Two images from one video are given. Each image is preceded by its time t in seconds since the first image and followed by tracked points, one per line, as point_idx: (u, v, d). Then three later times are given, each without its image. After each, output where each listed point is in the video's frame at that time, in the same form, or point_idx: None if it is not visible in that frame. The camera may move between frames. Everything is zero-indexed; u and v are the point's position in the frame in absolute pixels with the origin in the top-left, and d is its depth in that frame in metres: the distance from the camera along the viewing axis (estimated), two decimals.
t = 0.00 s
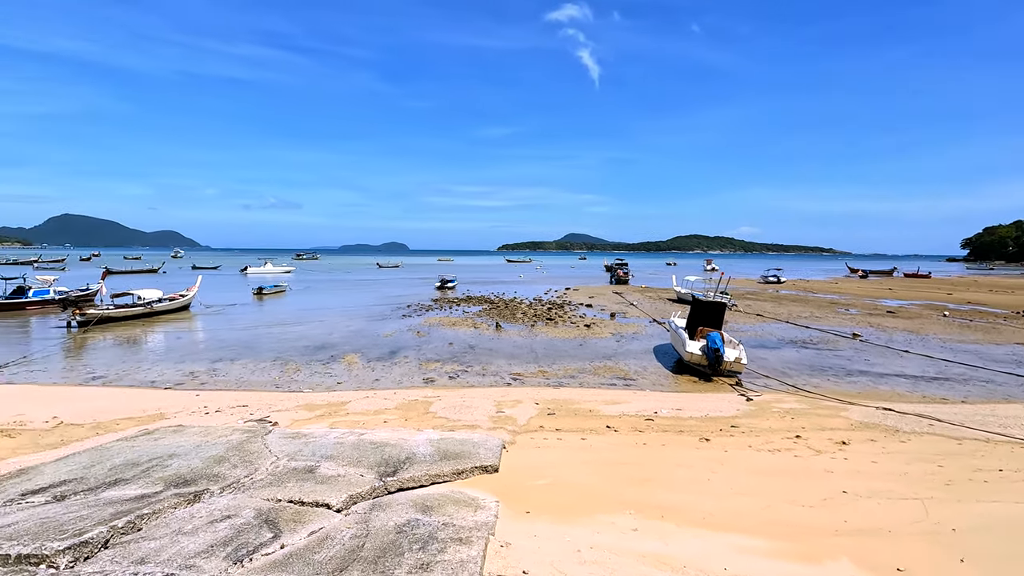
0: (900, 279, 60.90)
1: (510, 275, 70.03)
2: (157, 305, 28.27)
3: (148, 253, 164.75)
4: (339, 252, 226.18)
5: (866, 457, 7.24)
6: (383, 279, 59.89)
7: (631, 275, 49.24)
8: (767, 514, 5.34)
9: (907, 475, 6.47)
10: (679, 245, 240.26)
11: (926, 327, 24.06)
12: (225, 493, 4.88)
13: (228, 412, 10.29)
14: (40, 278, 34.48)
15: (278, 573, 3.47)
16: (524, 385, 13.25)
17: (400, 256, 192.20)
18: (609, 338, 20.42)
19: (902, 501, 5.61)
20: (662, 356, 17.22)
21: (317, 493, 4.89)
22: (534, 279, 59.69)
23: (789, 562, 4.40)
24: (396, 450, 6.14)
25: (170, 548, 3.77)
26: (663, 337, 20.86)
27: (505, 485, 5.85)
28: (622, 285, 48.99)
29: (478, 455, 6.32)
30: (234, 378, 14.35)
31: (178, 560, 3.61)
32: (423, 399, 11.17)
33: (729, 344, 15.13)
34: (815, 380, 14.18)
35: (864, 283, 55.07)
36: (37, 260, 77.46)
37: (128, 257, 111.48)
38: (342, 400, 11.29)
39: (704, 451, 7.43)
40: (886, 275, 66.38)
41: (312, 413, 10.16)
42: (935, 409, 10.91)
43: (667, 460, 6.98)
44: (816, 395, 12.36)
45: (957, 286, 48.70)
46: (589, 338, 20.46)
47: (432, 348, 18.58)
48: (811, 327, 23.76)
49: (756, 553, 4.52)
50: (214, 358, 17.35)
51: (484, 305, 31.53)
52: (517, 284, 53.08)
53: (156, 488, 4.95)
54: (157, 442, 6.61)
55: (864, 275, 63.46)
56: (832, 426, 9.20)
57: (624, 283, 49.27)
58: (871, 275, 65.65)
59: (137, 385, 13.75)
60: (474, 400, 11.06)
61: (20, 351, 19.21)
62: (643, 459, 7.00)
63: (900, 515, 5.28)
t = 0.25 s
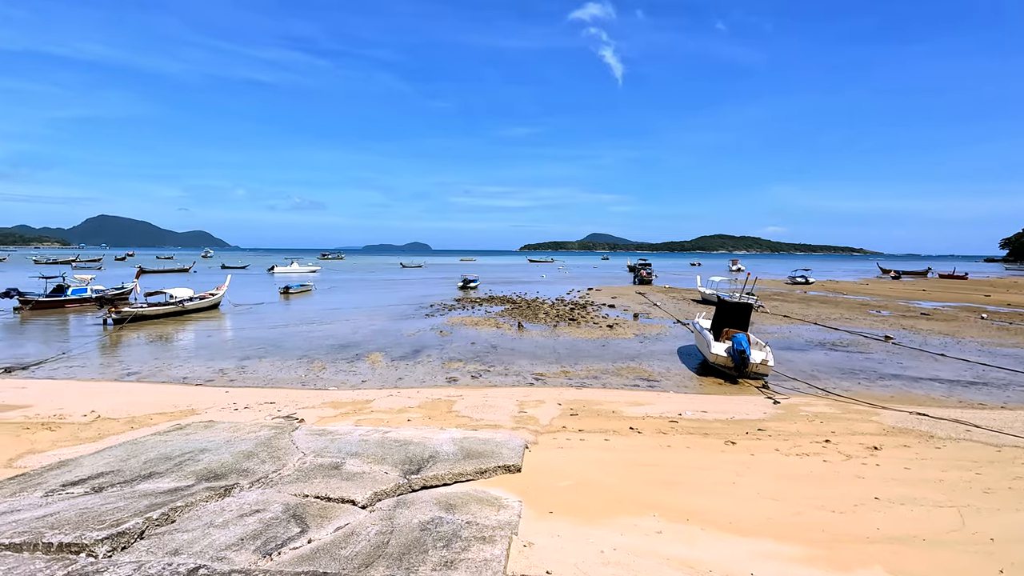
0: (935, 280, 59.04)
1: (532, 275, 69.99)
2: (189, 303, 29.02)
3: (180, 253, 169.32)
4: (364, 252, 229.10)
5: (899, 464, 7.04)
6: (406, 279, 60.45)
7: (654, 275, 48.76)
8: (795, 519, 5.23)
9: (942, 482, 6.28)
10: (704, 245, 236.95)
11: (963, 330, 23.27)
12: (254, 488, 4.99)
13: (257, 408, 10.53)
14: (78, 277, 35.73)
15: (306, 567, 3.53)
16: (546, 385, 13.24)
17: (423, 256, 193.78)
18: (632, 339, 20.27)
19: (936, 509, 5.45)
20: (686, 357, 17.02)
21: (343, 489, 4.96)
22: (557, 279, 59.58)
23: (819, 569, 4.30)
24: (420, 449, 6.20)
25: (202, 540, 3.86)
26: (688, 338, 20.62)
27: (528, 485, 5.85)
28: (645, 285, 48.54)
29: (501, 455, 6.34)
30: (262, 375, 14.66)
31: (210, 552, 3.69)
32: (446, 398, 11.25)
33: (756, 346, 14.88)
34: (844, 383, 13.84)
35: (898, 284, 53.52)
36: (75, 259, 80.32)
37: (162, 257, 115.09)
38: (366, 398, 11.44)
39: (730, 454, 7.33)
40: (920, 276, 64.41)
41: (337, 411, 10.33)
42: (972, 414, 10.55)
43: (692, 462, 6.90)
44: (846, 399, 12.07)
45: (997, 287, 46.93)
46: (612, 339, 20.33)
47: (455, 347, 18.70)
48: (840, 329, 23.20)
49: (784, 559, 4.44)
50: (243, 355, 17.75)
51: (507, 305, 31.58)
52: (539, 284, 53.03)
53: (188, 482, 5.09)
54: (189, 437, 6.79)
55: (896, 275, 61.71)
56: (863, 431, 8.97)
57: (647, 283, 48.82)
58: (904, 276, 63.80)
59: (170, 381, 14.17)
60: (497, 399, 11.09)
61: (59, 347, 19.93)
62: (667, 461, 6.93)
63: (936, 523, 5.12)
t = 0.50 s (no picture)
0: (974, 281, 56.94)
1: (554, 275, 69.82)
2: (219, 301, 29.74)
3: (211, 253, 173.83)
4: (388, 252, 231.58)
5: (935, 470, 6.82)
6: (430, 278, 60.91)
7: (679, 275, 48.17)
8: (826, 526, 5.12)
9: (980, 491, 6.07)
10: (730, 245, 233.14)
11: (1004, 333, 22.41)
12: (282, 483, 5.10)
13: (285, 405, 10.75)
14: (115, 276, 36.95)
15: (333, 561, 3.59)
16: (569, 385, 13.20)
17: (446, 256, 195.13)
18: (657, 340, 20.06)
19: (973, 518, 5.27)
20: (712, 359, 16.78)
21: (369, 486, 5.03)
22: (580, 279, 59.31)
23: None
24: (445, 447, 6.25)
25: (234, 533, 3.96)
26: (714, 339, 20.31)
27: (552, 486, 5.84)
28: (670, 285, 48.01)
29: (525, 454, 6.34)
30: (290, 373, 14.96)
31: (242, 544, 3.78)
32: (469, 397, 11.31)
33: (784, 348, 14.57)
34: (877, 387, 13.46)
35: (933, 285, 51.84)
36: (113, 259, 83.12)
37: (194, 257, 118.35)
38: (391, 396, 11.57)
39: (758, 458, 7.20)
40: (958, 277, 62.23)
41: (363, 408, 10.48)
42: (1013, 421, 10.14)
43: (718, 466, 6.80)
44: (878, 403, 11.74)
45: None
46: (636, 339, 20.16)
47: (478, 346, 18.77)
48: (873, 331, 22.56)
49: (814, 566, 4.34)
50: (271, 353, 18.14)
51: (530, 305, 31.56)
52: (563, 283, 52.84)
53: (221, 475, 5.24)
54: (220, 431, 6.98)
55: (932, 276, 59.78)
56: (897, 437, 8.72)
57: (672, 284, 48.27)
58: (940, 277, 61.70)
59: (202, 377, 14.56)
60: (520, 399, 11.11)
61: (97, 344, 20.63)
62: (693, 464, 6.84)
63: (974, 533, 4.95)
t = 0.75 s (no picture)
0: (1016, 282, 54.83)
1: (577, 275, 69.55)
2: (248, 300, 30.38)
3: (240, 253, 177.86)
4: (412, 251, 234.10)
5: (973, 478, 6.59)
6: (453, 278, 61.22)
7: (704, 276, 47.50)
8: (857, 533, 4.99)
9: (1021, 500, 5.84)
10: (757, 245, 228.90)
11: None
12: (309, 479, 5.19)
13: (311, 402, 10.93)
14: (149, 275, 38.09)
15: (359, 557, 3.64)
16: (592, 386, 13.14)
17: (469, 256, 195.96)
18: (681, 341, 19.83)
19: (1014, 528, 5.07)
20: (738, 360, 16.50)
21: (393, 483, 5.09)
22: (604, 279, 58.93)
23: None
24: (468, 446, 6.28)
25: (263, 527, 4.05)
26: (740, 341, 19.98)
27: (575, 487, 5.82)
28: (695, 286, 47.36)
29: (548, 455, 6.33)
30: (316, 370, 15.22)
31: (270, 538, 3.86)
32: (492, 397, 11.34)
33: (813, 350, 14.25)
34: (911, 391, 13.07)
35: (971, 286, 50.05)
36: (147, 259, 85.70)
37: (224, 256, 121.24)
38: (415, 394, 11.68)
39: (786, 462, 7.06)
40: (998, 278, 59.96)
41: (387, 406, 10.60)
42: None
43: (745, 469, 6.69)
44: (912, 408, 11.40)
45: None
46: (660, 340, 19.95)
47: (501, 346, 18.81)
48: (907, 334, 21.90)
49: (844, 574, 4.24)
50: (298, 351, 18.46)
51: (553, 305, 31.48)
52: (585, 283, 52.58)
53: (250, 470, 5.35)
54: (250, 427, 7.14)
55: (970, 278, 57.73)
56: (932, 443, 8.45)
57: (697, 284, 47.61)
58: (979, 279, 59.55)
59: (231, 374, 14.92)
60: (543, 399, 11.10)
61: (132, 341, 21.30)
62: (719, 467, 6.74)
63: (1015, 543, 4.77)
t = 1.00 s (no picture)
0: None
1: (601, 275, 69.13)
2: (276, 299, 31.00)
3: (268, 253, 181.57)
4: (435, 252, 235.83)
5: (1014, 487, 6.34)
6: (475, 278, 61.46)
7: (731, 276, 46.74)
8: (891, 541, 4.85)
9: None
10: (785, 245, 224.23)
11: None
12: (336, 475, 5.27)
13: (337, 400, 11.10)
14: (183, 274, 39.17)
15: (386, 554, 3.68)
16: (616, 387, 13.05)
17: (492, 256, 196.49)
18: (707, 342, 19.55)
19: None
20: (766, 363, 16.20)
21: (418, 481, 5.13)
22: (628, 280, 58.42)
23: None
24: (492, 445, 6.30)
25: (292, 522, 4.13)
26: (768, 343, 19.61)
27: (599, 489, 5.79)
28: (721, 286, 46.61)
29: (572, 455, 6.31)
30: (342, 369, 15.45)
31: (299, 533, 3.93)
32: (515, 397, 11.36)
33: (844, 353, 13.90)
34: (948, 396, 12.64)
35: (1013, 288, 48.11)
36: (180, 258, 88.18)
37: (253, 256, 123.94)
38: (439, 393, 11.76)
39: (816, 467, 6.90)
40: None
41: (411, 405, 10.70)
42: None
43: (773, 473, 6.56)
44: (949, 414, 11.02)
45: None
46: (685, 341, 19.70)
47: (524, 346, 18.80)
48: (943, 337, 21.19)
49: None
50: (324, 349, 18.76)
51: (576, 305, 31.39)
52: (609, 284, 52.21)
53: (279, 466, 5.47)
54: (279, 424, 7.29)
55: (1011, 279, 55.57)
56: (970, 450, 8.16)
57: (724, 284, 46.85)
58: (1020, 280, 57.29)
59: (260, 372, 15.26)
60: (566, 399, 11.06)
61: (166, 338, 21.94)
62: (746, 471, 6.63)
63: None
